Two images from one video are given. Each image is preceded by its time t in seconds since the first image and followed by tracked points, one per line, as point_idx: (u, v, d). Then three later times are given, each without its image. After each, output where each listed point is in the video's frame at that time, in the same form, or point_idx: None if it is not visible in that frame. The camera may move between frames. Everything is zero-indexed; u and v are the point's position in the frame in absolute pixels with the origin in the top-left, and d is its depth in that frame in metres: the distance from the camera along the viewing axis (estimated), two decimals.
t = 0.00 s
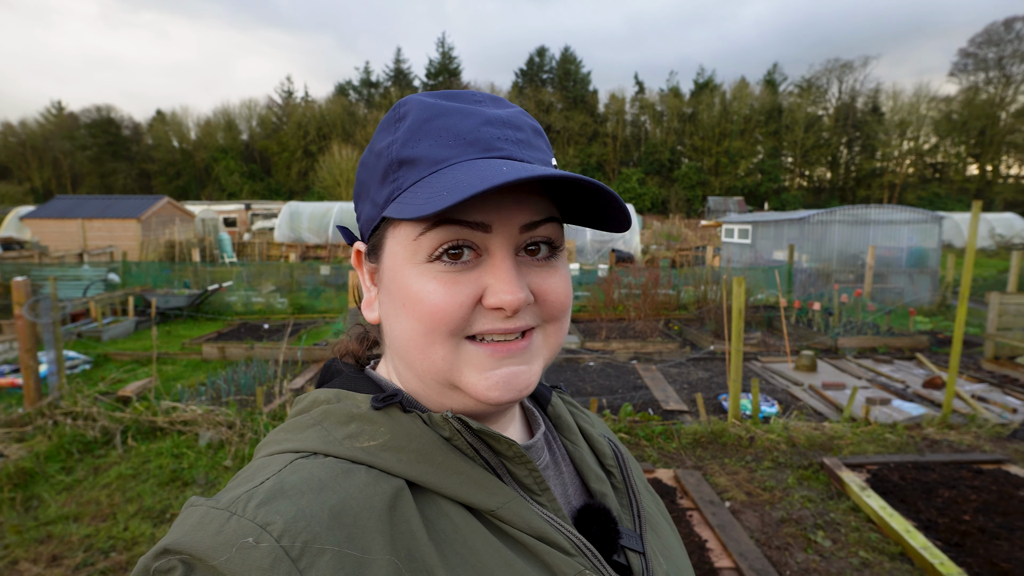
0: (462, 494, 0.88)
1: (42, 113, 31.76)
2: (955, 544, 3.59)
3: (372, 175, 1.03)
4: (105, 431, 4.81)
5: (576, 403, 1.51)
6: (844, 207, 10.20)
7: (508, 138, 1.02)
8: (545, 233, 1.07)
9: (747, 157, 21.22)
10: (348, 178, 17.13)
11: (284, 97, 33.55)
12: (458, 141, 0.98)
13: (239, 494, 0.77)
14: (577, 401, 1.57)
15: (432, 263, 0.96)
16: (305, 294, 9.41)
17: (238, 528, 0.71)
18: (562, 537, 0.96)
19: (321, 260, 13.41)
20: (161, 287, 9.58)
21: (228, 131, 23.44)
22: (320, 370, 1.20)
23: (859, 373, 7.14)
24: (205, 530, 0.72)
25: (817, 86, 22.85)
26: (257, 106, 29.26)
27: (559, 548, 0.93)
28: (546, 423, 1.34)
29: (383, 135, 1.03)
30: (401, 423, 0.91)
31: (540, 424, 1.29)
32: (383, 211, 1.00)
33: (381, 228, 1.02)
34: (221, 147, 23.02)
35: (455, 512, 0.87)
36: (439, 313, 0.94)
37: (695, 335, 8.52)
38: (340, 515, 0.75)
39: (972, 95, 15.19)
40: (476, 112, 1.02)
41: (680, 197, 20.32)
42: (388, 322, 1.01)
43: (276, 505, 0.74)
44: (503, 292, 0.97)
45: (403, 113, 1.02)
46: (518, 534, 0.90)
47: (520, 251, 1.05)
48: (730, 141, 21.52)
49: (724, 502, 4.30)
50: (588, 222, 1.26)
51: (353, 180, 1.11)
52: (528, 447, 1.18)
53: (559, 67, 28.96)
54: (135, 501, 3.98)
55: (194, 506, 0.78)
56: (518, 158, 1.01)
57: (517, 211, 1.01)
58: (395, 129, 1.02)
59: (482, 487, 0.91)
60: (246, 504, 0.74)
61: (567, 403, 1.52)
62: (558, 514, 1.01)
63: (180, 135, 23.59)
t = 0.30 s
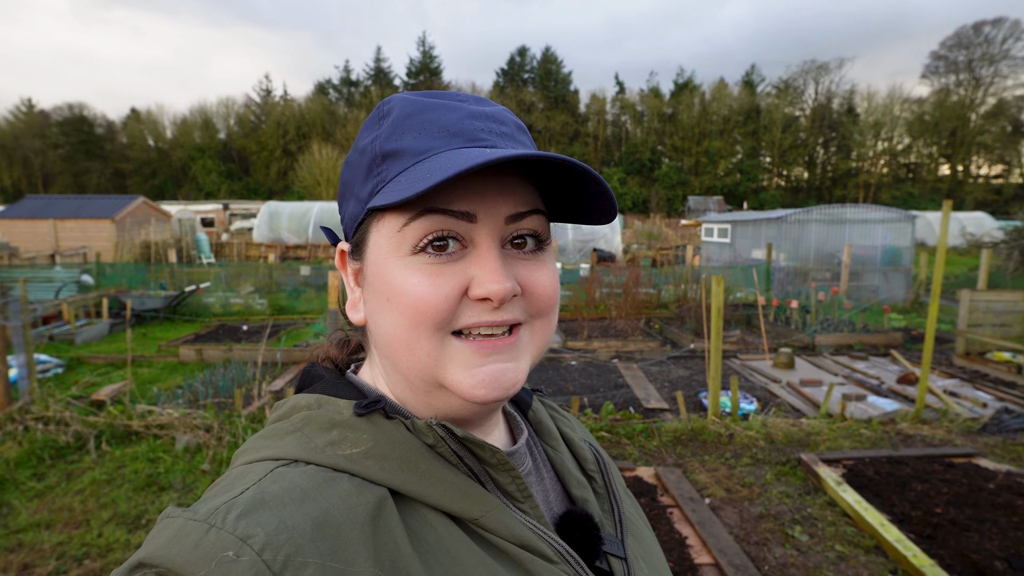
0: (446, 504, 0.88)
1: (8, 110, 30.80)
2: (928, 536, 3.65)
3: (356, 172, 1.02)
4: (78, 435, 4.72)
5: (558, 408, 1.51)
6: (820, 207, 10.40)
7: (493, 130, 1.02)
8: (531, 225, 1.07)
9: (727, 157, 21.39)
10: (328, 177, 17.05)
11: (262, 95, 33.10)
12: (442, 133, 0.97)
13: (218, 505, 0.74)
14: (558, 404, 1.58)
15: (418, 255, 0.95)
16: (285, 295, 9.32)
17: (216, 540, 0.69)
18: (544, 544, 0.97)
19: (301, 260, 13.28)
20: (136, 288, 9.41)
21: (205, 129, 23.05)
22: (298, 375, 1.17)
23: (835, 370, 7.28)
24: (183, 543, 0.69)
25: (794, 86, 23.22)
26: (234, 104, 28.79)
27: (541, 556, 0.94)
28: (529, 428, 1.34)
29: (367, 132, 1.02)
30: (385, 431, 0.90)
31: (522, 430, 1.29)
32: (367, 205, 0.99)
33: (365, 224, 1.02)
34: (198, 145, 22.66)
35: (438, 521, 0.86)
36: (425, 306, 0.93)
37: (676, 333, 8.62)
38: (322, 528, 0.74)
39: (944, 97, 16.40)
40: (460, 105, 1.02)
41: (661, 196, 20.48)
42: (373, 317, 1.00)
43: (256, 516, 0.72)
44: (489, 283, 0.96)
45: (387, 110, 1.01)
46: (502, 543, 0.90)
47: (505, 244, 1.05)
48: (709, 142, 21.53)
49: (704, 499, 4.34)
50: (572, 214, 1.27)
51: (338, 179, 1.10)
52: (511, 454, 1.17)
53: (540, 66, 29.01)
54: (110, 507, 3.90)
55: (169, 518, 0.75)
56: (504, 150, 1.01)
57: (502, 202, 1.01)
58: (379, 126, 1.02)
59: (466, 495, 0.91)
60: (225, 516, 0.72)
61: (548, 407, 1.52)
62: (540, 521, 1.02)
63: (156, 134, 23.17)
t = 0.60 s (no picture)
0: (448, 520, 0.87)
1: None
2: (913, 534, 3.69)
3: (363, 172, 1.02)
4: (61, 440, 4.67)
5: (556, 419, 1.50)
6: (806, 207, 10.51)
7: (501, 131, 1.01)
8: (533, 225, 1.06)
9: (714, 156, 21.14)
10: (315, 177, 17.15)
11: (248, 94, 32.83)
12: (450, 131, 0.96)
13: (217, 524, 0.71)
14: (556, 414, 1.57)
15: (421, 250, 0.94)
16: (272, 296, 9.26)
17: (215, 562, 0.67)
18: (545, 560, 0.96)
19: (289, 261, 13.20)
20: (121, 290, 9.32)
21: (190, 129, 22.82)
22: (295, 385, 1.14)
23: (822, 369, 7.35)
24: (182, 564, 0.67)
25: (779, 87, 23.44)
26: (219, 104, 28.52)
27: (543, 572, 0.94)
28: (529, 440, 1.33)
29: (376, 135, 1.02)
30: (387, 445, 0.88)
31: (522, 443, 1.28)
32: (373, 202, 0.99)
33: (371, 221, 1.01)
34: (184, 145, 22.44)
35: (440, 539, 0.86)
36: (428, 301, 0.92)
37: (665, 333, 8.68)
38: (325, 546, 0.72)
39: (927, 99, 16.86)
40: (469, 109, 1.02)
41: (648, 196, 20.53)
42: (375, 315, 0.99)
43: (257, 536, 0.70)
44: (491, 279, 0.95)
45: (396, 115, 1.02)
46: (504, 560, 0.90)
47: (508, 243, 1.04)
48: (697, 141, 21.24)
49: (694, 498, 4.36)
50: (574, 215, 1.26)
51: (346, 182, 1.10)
52: (512, 468, 1.17)
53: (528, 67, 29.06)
54: (95, 512, 3.86)
55: (167, 536, 0.72)
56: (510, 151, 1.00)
57: (505, 199, 1.02)
58: (389, 128, 1.02)
59: (468, 512, 0.90)
60: (226, 535, 0.69)
61: (546, 418, 1.51)
62: (540, 536, 1.02)
63: (140, 134, 22.91)
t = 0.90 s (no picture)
0: (452, 529, 0.86)
1: None
2: (905, 532, 3.71)
3: (379, 177, 1.03)
4: (50, 444, 4.63)
5: (568, 427, 1.50)
6: (798, 207, 10.57)
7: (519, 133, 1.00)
8: (549, 227, 1.06)
9: (705, 157, 21.38)
10: (308, 178, 17.17)
11: (239, 94, 32.65)
12: (466, 133, 0.96)
13: (222, 527, 0.73)
14: (567, 422, 1.56)
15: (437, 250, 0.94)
16: (264, 297, 9.22)
17: (218, 568, 0.67)
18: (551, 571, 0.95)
19: (281, 262, 13.13)
20: (111, 292, 9.26)
21: (181, 130, 22.67)
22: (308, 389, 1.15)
23: (814, 368, 7.39)
24: (185, 567, 0.68)
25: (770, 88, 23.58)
26: (208, 105, 28.32)
27: None
28: (540, 449, 1.33)
29: (393, 142, 1.03)
30: (394, 451, 0.88)
31: (532, 453, 1.27)
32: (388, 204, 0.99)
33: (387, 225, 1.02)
34: (174, 146, 22.30)
35: (443, 546, 0.85)
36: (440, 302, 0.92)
37: (658, 334, 8.70)
38: (327, 552, 0.73)
39: (916, 99, 17.08)
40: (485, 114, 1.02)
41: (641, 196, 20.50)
42: (389, 317, 0.99)
43: (260, 540, 0.71)
44: (505, 278, 0.95)
45: (414, 122, 1.03)
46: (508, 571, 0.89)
47: (523, 244, 1.03)
48: (688, 143, 21.36)
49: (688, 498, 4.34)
50: (586, 215, 1.26)
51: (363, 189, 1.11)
52: (520, 477, 1.16)
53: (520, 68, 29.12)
54: (84, 517, 3.81)
55: (173, 538, 0.73)
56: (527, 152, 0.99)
57: (520, 200, 1.01)
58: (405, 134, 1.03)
59: (473, 519, 0.90)
60: (229, 539, 0.71)
61: (557, 426, 1.51)
62: (548, 546, 1.00)
63: (130, 135, 22.78)
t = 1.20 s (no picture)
0: (441, 518, 0.86)
1: None
2: (889, 527, 3.76)
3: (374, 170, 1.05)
4: (33, 447, 4.58)
5: (565, 424, 1.51)
6: (784, 208, 10.70)
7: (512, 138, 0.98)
8: (534, 233, 1.04)
9: (692, 158, 21.34)
10: (294, 178, 17.07)
11: (224, 93, 32.31)
12: (454, 133, 0.95)
13: (212, 510, 0.73)
14: (566, 419, 1.57)
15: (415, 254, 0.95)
16: (251, 298, 9.16)
17: (207, 548, 0.68)
18: (539, 563, 0.94)
19: (268, 263, 13.03)
20: (94, 293, 9.14)
21: (165, 129, 22.39)
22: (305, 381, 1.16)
23: (800, 367, 7.47)
24: (175, 547, 0.68)
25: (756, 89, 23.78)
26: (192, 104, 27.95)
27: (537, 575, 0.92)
28: (534, 444, 1.34)
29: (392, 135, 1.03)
30: (383, 440, 0.88)
31: (526, 445, 1.28)
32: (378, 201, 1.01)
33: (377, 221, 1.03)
34: (158, 146, 22.02)
35: (430, 535, 0.85)
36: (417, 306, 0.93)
37: (646, 333, 8.76)
38: (314, 534, 0.73)
39: (900, 101, 17.40)
40: (484, 113, 0.99)
41: (629, 196, 20.54)
42: (373, 314, 1.01)
43: (248, 522, 0.71)
44: (481, 289, 0.94)
45: (415, 116, 1.02)
46: (496, 562, 0.88)
47: (508, 252, 1.02)
48: (676, 143, 21.40)
49: (676, 496, 4.37)
50: (585, 223, 1.22)
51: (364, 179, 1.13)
52: (513, 469, 1.16)
53: (509, 68, 29.11)
54: (68, 520, 3.77)
55: (166, 521, 0.74)
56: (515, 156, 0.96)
57: (505, 203, 1.00)
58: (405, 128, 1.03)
59: (461, 510, 0.89)
60: (218, 521, 0.70)
61: (554, 422, 1.52)
62: (538, 539, 0.99)
63: (113, 134, 22.45)
